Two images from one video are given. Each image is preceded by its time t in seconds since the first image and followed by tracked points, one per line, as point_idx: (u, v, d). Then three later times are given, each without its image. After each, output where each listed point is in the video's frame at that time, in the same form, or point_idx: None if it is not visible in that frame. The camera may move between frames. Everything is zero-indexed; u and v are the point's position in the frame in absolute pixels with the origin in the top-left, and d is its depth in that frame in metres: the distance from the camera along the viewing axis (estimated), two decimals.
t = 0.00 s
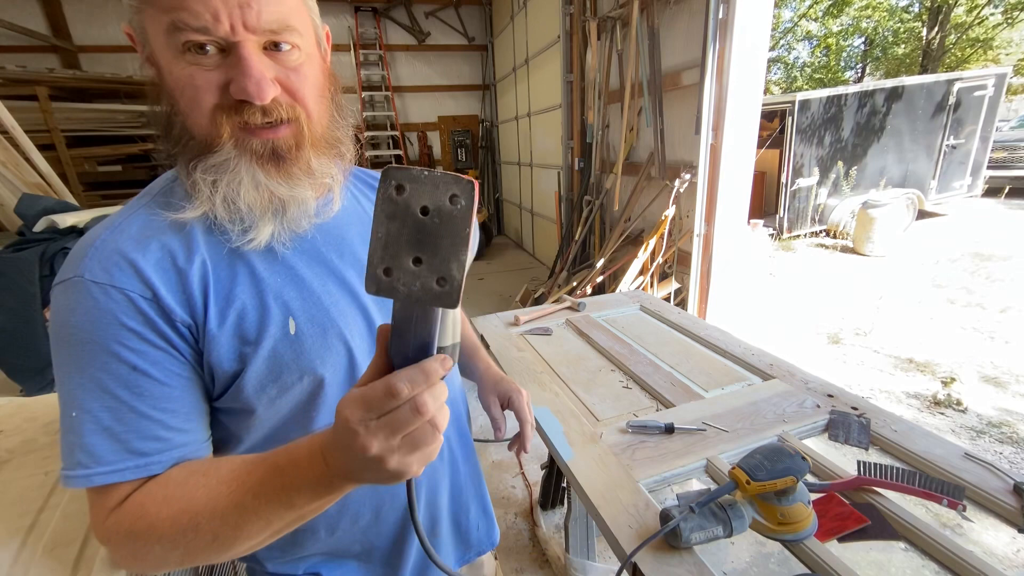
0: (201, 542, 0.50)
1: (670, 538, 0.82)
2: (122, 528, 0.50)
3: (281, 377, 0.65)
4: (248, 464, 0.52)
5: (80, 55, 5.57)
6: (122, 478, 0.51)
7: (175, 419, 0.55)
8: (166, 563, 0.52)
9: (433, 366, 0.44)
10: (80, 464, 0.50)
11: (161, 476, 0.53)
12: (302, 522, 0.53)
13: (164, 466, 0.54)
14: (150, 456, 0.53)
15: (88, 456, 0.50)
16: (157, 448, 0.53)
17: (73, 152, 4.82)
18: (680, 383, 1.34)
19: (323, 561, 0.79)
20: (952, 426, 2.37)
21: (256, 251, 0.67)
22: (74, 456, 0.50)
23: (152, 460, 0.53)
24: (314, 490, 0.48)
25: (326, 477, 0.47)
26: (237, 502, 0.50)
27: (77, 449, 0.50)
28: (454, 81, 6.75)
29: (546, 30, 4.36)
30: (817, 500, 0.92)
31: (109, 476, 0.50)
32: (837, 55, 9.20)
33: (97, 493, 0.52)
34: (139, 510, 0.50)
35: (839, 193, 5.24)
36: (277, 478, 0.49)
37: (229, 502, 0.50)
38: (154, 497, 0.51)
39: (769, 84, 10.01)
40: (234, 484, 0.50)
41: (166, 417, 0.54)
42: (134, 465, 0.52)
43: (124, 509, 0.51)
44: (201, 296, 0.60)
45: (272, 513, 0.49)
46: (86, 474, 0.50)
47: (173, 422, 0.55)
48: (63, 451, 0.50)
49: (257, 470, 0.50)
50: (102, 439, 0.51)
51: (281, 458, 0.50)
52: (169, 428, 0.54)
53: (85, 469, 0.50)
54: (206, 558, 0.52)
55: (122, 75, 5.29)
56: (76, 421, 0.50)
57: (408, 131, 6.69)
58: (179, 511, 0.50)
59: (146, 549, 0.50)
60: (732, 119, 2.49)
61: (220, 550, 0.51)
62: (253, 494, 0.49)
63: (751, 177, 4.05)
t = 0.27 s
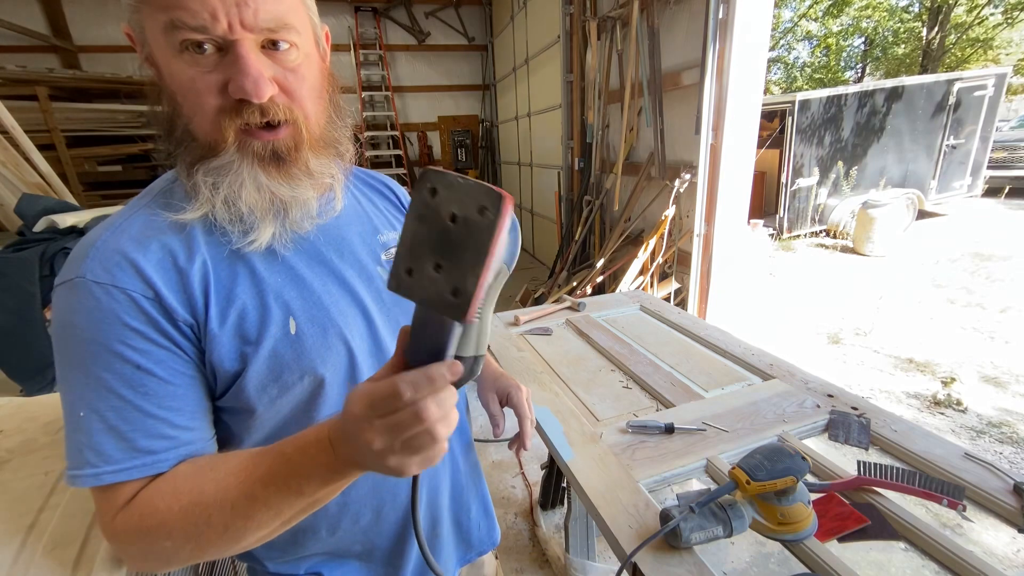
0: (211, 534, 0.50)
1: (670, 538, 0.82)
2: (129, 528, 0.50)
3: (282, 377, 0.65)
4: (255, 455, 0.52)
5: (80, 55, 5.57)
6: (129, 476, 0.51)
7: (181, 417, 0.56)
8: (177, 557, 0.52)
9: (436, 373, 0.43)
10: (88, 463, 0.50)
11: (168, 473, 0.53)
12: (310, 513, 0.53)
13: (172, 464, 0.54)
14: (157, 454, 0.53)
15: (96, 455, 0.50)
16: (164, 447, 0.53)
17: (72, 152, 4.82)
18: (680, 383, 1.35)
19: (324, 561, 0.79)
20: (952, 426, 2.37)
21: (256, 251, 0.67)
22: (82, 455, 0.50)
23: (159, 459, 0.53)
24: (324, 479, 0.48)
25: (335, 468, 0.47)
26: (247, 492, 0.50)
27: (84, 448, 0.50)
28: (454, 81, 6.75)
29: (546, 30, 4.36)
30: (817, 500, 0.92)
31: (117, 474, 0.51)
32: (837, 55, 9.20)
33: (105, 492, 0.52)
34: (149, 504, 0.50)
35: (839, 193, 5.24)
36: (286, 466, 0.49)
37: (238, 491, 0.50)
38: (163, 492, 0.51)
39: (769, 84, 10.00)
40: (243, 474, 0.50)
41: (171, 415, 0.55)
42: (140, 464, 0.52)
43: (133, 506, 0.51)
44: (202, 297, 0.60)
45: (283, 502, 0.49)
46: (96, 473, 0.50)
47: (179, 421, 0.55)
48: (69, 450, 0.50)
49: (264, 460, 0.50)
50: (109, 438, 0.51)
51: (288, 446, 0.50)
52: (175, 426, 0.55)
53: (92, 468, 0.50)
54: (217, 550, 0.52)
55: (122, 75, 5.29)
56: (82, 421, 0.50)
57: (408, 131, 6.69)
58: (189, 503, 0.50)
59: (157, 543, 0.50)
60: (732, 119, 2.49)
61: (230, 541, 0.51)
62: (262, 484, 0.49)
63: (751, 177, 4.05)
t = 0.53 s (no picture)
0: (221, 551, 0.52)
1: (670, 538, 0.82)
2: (139, 536, 0.50)
3: (284, 380, 0.65)
4: (269, 465, 0.53)
5: (81, 55, 5.57)
6: (137, 480, 0.51)
7: (188, 420, 0.55)
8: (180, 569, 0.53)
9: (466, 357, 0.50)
10: (94, 468, 0.50)
11: (176, 481, 0.53)
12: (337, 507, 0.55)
13: (179, 467, 0.54)
14: (164, 458, 0.53)
15: (101, 460, 0.50)
16: (171, 450, 0.53)
17: (72, 152, 4.82)
18: (680, 383, 1.35)
19: (326, 562, 0.79)
20: (952, 426, 2.37)
21: (258, 252, 0.67)
22: (87, 460, 0.50)
23: (166, 463, 0.53)
24: (349, 491, 0.52)
25: (360, 473, 0.50)
26: (262, 515, 0.51)
27: (89, 453, 0.50)
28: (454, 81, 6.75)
29: (546, 30, 4.36)
30: (817, 500, 0.92)
31: (124, 478, 0.51)
32: (838, 55, 9.20)
33: (113, 495, 0.52)
34: (156, 517, 0.51)
35: (839, 193, 5.24)
36: (309, 496, 0.51)
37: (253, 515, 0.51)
38: (169, 511, 0.51)
39: (769, 84, 9.99)
40: (257, 502, 0.51)
41: (177, 418, 0.54)
42: (147, 467, 0.52)
43: (140, 515, 0.51)
44: (205, 298, 0.60)
45: (302, 517, 0.52)
46: (101, 478, 0.50)
47: (186, 424, 0.55)
48: (74, 453, 0.50)
49: (280, 491, 0.51)
50: (115, 443, 0.51)
51: (305, 475, 0.51)
52: (182, 430, 0.54)
53: (98, 473, 0.50)
54: (226, 563, 0.53)
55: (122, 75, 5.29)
56: (88, 425, 0.50)
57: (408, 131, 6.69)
58: (198, 527, 0.50)
59: (167, 559, 0.51)
60: (732, 118, 2.49)
61: (240, 554, 0.53)
62: (278, 512, 0.51)
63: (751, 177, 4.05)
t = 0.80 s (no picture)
0: (234, 551, 0.52)
1: (670, 538, 0.82)
2: (148, 541, 0.50)
3: (288, 382, 0.65)
4: (279, 463, 0.54)
5: (81, 55, 5.57)
6: (146, 483, 0.52)
7: (195, 423, 0.56)
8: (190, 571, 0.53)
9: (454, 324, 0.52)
10: (101, 473, 0.50)
11: (184, 484, 0.54)
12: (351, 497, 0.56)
13: (187, 470, 0.54)
14: (171, 461, 0.53)
15: (108, 464, 0.50)
16: (178, 452, 0.54)
17: (72, 152, 4.82)
18: (680, 383, 1.34)
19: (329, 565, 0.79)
20: (952, 426, 2.37)
21: (260, 253, 0.67)
22: (94, 465, 0.50)
23: (173, 466, 0.53)
24: (363, 482, 0.52)
25: (373, 465, 0.51)
26: (275, 510, 0.52)
27: (96, 457, 0.50)
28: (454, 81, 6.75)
29: (546, 30, 4.36)
30: (817, 500, 0.92)
31: (131, 482, 0.51)
32: (838, 55, 9.20)
33: (119, 501, 0.52)
34: (165, 521, 0.51)
35: (839, 193, 5.24)
36: (323, 488, 0.51)
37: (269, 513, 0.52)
38: (179, 515, 0.51)
39: (769, 84, 9.99)
40: (270, 498, 0.52)
41: (184, 421, 0.55)
42: (155, 470, 0.52)
43: (149, 519, 0.51)
44: (206, 300, 0.59)
45: (317, 511, 0.53)
46: (107, 483, 0.50)
47: (193, 427, 0.55)
48: (80, 458, 0.50)
49: (293, 486, 0.51)
50: (121, 446, 0.51)
51: (316, 466, 0.52)
52: (188, 432, 0.55)
53: (105, 477, 0.50)
54: (239, 564, 0.54)
55: (122, 75, 5.29)
56: (94, 429, 0.50)
57: (408, 131, 6.69)
58: (213, 528, 0.51)
59: (180, 562, 0.51)
60: (732, 118, 2.48)
61: (255, 552, 0.53)
62: (292, 507, 0.52)
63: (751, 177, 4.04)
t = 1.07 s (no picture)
0: (230, 559, 0.52)
1: (670, 538, 0.82)
2: (145, 547, 0.50)
3: (288, 385, 0.65)
4: (279, 469, 0.54)
5: (81, 55, 5.57)
6: (143, 488, 0.52)
7: (194, 426, 0.56)
8: None
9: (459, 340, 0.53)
10: (97, 477, 0.50)
11: (182, 489, 0.54)
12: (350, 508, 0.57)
13: (185, 474, 0.54)
14: (168, 465, 0.53)
15: (104, 469, 0.50)
16: (176, 456, 0.54)
17: (72, 152, 4.82)
18: (680, 383, 1.35)
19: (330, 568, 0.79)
20: (952, 426, 2.37)
21: (261, 255, 0.67)
22: (90, 469, 0.50)
23: (172, 470, 0.53)
24: (365, 491, 0.53)
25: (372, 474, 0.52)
26: (274, 517, 0.52)
27: (93, 461, 0.50)
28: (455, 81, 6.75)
29: (546, 30, 4.36)
30: (817, 500, 0.92)
31: (128, 487, 0.51)
32: (838, 55, 9.19)
33: (117, 506, 0.52)
34: (161, 528, 0.51)
35: (839, 193, 5.25)
36: (324, 496, 0.52)
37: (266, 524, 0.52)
38: (175, 521, 0.51)
39: (768, 84, 9.99)
40: (270, 505, 0.52)
41: (182, 424, 0.55)
42: (152, 474, 0.52)
43: (145, 525, 0.51)
44: (205, 303, 0.59)
45: (317, 519, 0.54)
46: (104, 487, 0.50)
47: (192, 431, 0.56)
48: (76, 463, 0.50)
49: (294, 495, 0.52)
50: (118, 450, 0.51)
51: (317, 475, 0.52)
52: (187, 436, 0.55)
53: (101, 482, 0.50)
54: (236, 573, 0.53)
55: (122, 75, 5.29)
56: (90, 433, 0.50)
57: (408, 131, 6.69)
58: (209, 536, 0.51)
59: (175, 570, 0.51)
60: (732, 118, 2.48)
61: (252, 560, 0.53)
62: (292, 515, 0.52)
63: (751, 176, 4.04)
